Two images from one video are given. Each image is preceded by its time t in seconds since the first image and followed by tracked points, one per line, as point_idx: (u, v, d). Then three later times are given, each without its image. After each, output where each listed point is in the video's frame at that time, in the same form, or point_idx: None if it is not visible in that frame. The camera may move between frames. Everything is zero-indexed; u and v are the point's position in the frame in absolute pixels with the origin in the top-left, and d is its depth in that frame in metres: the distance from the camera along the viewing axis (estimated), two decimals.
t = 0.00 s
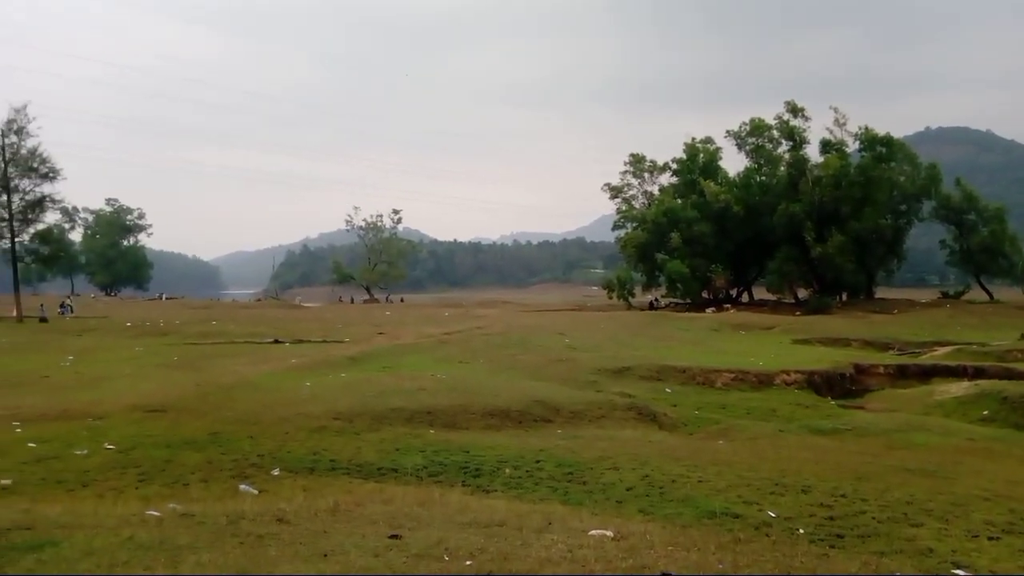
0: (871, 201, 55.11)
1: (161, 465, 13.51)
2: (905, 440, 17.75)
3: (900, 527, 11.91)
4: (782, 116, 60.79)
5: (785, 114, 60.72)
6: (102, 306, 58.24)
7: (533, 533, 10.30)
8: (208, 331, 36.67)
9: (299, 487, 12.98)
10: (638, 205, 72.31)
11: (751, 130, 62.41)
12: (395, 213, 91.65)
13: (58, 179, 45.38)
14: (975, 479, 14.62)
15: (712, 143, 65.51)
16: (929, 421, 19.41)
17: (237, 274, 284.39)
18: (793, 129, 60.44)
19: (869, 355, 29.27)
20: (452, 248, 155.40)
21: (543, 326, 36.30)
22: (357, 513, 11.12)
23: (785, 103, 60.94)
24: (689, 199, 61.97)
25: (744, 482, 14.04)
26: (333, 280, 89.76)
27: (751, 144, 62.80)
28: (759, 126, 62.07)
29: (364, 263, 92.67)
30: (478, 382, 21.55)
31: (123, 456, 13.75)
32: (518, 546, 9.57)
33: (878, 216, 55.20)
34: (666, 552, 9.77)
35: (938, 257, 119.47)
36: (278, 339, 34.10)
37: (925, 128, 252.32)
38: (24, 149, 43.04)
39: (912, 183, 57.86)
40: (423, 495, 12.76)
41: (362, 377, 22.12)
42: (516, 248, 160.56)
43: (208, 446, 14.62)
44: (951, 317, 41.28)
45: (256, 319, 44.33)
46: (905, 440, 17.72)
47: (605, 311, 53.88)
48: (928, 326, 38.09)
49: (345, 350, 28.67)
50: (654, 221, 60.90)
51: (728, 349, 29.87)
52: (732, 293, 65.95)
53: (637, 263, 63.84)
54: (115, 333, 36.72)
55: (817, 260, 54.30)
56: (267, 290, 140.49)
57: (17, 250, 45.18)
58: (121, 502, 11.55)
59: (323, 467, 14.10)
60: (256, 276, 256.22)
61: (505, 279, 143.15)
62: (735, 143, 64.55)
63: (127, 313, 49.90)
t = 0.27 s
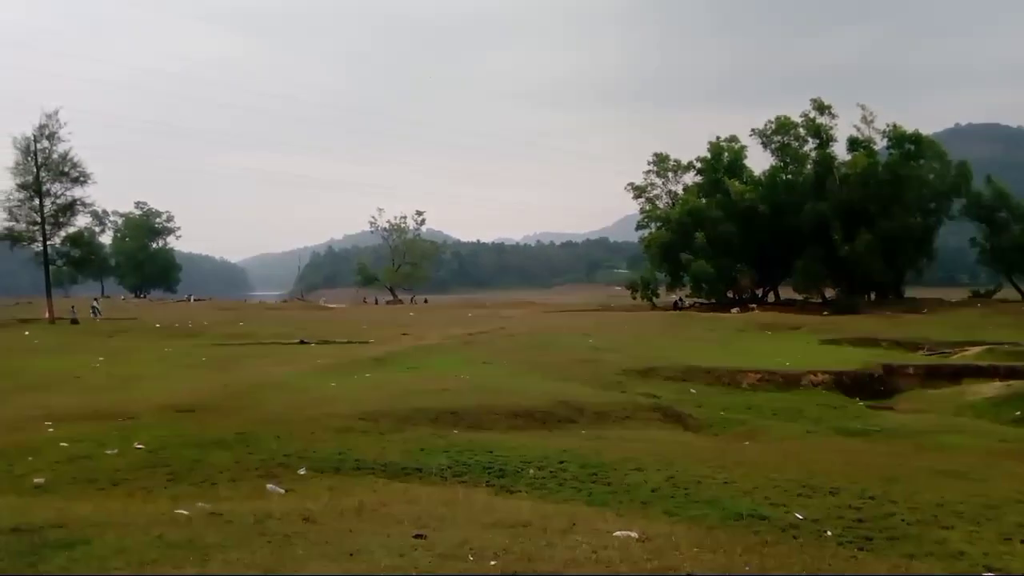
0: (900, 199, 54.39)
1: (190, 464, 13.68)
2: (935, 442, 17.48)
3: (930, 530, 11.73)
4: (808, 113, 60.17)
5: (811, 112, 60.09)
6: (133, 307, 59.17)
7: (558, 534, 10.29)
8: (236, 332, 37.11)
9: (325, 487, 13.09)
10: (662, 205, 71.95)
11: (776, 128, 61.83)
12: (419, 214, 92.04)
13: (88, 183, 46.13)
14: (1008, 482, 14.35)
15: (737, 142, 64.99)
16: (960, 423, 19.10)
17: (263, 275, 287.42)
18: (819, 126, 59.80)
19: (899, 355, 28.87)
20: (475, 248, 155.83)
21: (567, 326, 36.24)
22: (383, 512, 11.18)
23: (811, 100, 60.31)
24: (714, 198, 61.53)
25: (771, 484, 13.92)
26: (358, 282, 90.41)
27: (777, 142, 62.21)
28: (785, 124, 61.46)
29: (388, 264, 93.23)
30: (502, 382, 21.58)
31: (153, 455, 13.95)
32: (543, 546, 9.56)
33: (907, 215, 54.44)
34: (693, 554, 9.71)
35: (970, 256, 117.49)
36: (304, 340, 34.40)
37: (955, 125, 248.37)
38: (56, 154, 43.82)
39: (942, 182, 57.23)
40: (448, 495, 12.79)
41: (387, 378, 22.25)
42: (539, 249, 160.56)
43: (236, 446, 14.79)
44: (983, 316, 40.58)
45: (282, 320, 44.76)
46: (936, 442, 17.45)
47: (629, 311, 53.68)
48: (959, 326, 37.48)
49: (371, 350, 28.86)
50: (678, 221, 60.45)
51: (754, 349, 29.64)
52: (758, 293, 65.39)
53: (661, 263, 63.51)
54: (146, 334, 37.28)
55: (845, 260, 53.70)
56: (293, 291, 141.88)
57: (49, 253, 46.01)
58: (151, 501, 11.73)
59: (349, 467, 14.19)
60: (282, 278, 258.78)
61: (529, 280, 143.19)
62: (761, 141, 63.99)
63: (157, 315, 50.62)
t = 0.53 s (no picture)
0: (931, 196, 53.56)
1: (219, 461, 13.85)
2: (967, 443, 17.18)
3: (962, 532, 11.54)
4: (836, 109, 59.43)
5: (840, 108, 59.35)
6: (163, 306, 60.04)
7: (584, 533, 10.27)
8: (263, 331, 37.51)
9: (352, 484, 13.18)
10: (687, 203, 71.45)
11: (804, 125, 61.12)
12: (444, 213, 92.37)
13: (119, 184, 46.85)
14: None
15: (764, 139, 64.36)
16: (994, 423, 18.75)
17: (290, 275, 290.11)
18: (848, 123, 59.05)
19: (930, 355, 28.43)
20: (500, 248, 155.98)
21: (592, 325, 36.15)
22: (408, 510, 11.23)
23: (839, 96, 59.57)
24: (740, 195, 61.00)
25: (798, 485, 13.78)
26: (383, 281, 90.96)
27: (805, 139, 61.51)
28: (813, 120, 60.74)
29: (413, 264, 93.66)
30: (527, 381, 21.57)
31: (183, 452, 14.14)
32: (568, 546, 9.54)
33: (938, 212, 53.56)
34: (720, 555, 9.64)
35: (1003, 253, 115.29)
36: (330, 339, 34.66)
37: (988, 121, 243.96)
38: (88, 155, 44.56)
39: (975, 178, 56.31)
40: (473, 493, 12.82)
41: (412, 376, 22.36)
42: (564, 248, 160.34)
43: (264, 443, 14.94)
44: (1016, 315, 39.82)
45: (309, 319, 45.17)
46: (968, 443, 17.16)
47: (654, 310, 53.45)
48: (992, 325, 36.83)
49: (396, 349, 29.01)
50: (704, 219, 59.98)
51: (781, 349, 29.36)
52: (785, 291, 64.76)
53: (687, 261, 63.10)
54: (175, 332, 37.81)
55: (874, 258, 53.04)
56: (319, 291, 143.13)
57: (82, 253, 46.80)
58: (181, 497, 11.89)
59: (375, 465, 14.28)
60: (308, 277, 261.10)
61: (554, 279, 143.03)
62: (788, 138, 63.31)
63: (187, 314, 51.31)
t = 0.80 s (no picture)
0: (962, 196, 52.67)
1: (247, 462, 14.00)
2: (1001, 447, 16.85)
3: (996, 539, 11.33)
4: (865, 110, 58.70)
5: (868, 108, 58.61)
6: (192, 309, 60.85)
7: (610, 537, 10.22)
8: (290, 333, 37.88)
9: (378, 485, 13.25)
10: (713, 205, 70.95)
11: (832, 125, 60.42)
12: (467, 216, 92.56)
13: (149, 188, 47.55)
14: None
15: (791, 140, 63.71)
16: None
17: (316, 278, 292.52)
18: (877, 123, 58.30)
19: (961, 358, 27.94)
20: (524, 251, 155.88)
21: (616, 328, 36.01)
22: (434, 511, 11.27)
23: (868, 96, 58.85)
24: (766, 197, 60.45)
25: (827, 489, 13.61)
26: (407, 284, 91.43)
27: (833, 139, 60.82)
28: (841, 120, 60.03)
29: (438, 267, 94.00)
30: (551, 384, 21.54)
31: (212, 453, 14.33)
32: (594, 549, 9.50)
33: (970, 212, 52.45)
34: (747, 559, 9.58)
35: None
36: (356, 341, 34.91)
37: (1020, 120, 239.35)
38: (119, 161, 45.29)
39: (1007, 178, 55.16)
40: (497, 496, 12.83)
41: (436, 379, 22.43)
42: (588, 250, 159.90)
43: (291, 444, 15.09)
44: None
45: (334, 322, 45.48)
46: (1002, 447, 16.83)
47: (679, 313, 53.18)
48: None
49: (420, 352, 29.14)
50: (730, 220, 59.49)
51: (809, 352, 29.04)
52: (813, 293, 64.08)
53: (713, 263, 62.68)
54: (203, 335, 38.30)
55: (904, 259, 52.37)
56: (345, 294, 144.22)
57: (113, 257, 47.56)
58: (210, 497, 12.04)
59: (400, 466, 14.35)
60: (333, 281, 263.17)
61: (578, 281, 142.65)
62: (815, 138, 62.66)
63: (215, 316, 51.96)
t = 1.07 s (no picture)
0: (993, 194, 51.77)
1: (273, 458, 14.14)
2: None
3: None
4: (893, 107, 57.95)
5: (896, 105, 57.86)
6: (218, 308, 61.48)
7: (634, 537, 10.20)
8: (314, 332, 38.15)
9: (402, 483, 13.32)
10: (737, 203, 70.41)
11: (859, 123, 59.74)
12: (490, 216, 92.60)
13: (177, 188, 48.12)
14: None
15: (817, 137, 63.07)
16: None
17: (340, 277, 294.24)
18: (905, 120, 57.53)
19: (992, 358, 27.49)
20: (546, 250, 155.59)
21: (639, 327, 35.86)
22: (458, 510, 11.31)
23: (896, 93, 58.08)
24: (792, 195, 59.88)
25: (854, 491, 13.46)
26: (430, 283, 91.75)
27: (860, 137, 60.12)
28: (868, 118, 59.33)
29: (460, 266, 94.18)
30: (575, 383, 21.50)
31: (238, 450, 14.48)
32: (618, 549, 9.48)
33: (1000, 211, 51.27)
34: (773, 561, 9.50)
35: None
36: (379, 340, 35.09)
37: None
38: (147, 161, 45.88)
39: None
40: (521, 495, 12.84)
41: (459, 377, 22.48)
42: (611, 249, 159.29)
43: (316, 442, 15.20)
44: None
45: (358, 320, 45.74)
46: None
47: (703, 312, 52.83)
48: None
49: (443, 350, 29.22)
50: (755, 219, 58.93)
51: (835, 352, 28.72)
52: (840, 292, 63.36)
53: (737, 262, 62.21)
54: (230, 333, 38.70)
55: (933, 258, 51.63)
56: (369, 293, 144.93)
57: (142, 257, 48.21)
58: (238, 493, 12.17)
59: (424, 464, 14.41)
60: (357, 280, 264.67)
61: (600, 280, 142.13)
62: (842, 136, 61.96)
63: (241, 315, 52.47)
